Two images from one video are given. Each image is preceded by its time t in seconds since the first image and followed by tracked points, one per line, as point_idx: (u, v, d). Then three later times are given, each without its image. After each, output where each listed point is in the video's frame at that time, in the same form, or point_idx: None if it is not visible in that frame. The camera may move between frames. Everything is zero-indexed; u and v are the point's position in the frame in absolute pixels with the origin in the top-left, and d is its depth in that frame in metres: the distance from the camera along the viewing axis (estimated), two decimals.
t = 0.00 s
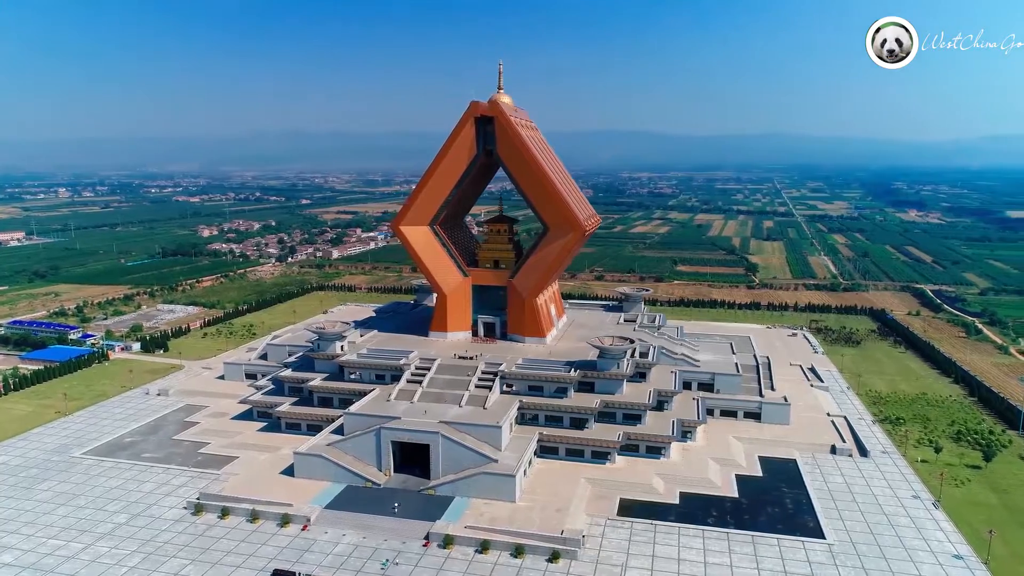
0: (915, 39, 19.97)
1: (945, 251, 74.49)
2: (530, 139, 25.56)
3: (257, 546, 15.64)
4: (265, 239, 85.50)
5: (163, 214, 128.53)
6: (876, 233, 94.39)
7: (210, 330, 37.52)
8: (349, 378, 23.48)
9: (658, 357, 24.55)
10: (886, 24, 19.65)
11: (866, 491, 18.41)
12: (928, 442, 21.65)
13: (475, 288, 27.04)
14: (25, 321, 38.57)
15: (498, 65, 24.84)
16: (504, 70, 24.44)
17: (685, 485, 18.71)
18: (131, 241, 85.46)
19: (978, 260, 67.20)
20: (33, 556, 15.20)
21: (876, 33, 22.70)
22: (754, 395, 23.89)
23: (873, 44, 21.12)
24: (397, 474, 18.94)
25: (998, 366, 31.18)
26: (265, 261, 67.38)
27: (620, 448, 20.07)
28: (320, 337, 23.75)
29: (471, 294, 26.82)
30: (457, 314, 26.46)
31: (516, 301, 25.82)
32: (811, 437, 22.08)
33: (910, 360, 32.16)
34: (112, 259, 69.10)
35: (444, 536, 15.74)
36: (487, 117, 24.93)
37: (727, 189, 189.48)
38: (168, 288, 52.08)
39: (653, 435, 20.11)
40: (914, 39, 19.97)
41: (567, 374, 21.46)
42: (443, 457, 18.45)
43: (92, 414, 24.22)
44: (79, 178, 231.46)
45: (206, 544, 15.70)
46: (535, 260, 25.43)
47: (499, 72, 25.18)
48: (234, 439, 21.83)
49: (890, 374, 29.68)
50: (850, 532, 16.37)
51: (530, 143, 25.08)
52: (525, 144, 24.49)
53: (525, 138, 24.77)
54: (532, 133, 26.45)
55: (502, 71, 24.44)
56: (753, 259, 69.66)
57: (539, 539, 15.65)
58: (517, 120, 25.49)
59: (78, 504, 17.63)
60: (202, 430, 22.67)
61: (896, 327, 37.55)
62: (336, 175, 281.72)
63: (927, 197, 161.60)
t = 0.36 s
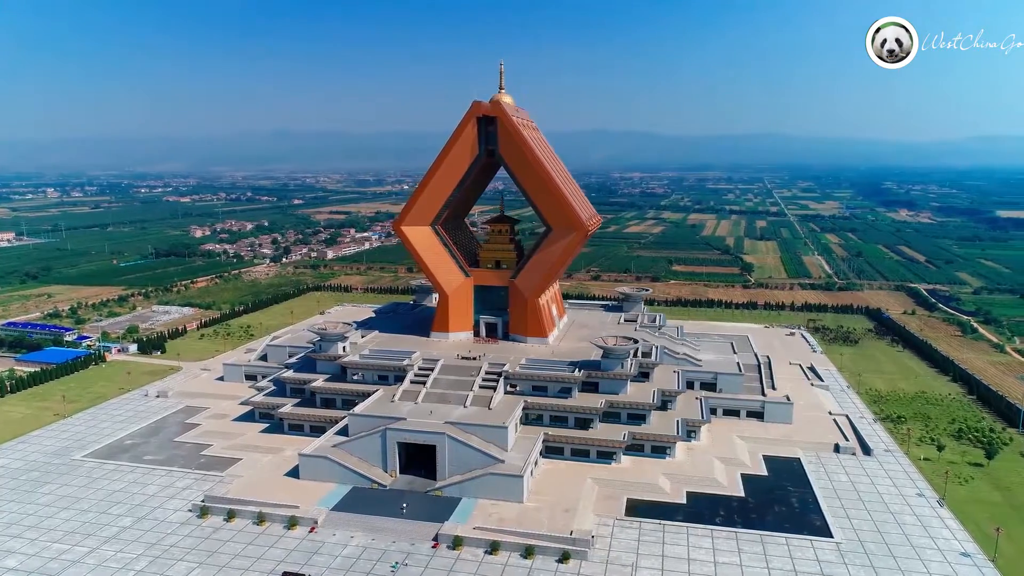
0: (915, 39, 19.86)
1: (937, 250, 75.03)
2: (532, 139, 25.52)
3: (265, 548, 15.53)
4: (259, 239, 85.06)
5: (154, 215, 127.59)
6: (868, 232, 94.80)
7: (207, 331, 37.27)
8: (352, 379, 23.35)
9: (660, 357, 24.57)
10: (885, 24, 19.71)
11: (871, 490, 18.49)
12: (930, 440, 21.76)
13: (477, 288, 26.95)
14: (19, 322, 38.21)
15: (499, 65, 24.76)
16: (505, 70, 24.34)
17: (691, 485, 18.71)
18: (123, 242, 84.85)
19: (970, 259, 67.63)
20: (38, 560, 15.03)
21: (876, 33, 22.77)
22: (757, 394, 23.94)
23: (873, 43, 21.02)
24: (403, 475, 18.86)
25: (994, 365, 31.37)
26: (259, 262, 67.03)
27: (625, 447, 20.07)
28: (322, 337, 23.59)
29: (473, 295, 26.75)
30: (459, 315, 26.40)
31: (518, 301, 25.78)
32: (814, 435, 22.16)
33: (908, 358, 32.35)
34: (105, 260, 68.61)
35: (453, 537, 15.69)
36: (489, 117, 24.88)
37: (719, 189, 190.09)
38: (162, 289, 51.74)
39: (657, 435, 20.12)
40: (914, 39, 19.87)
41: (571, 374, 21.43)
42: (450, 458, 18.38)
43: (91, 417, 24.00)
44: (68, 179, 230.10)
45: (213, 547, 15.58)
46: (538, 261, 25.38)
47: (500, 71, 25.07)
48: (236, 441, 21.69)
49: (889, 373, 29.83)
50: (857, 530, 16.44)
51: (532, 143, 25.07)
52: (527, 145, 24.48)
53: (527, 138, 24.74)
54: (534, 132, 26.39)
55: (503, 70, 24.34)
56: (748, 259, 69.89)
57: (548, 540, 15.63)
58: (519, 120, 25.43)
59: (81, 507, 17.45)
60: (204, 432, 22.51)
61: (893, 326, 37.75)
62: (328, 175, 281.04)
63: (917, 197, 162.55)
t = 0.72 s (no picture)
0: (915, 39, 19.96)
1: (929, 249, 75.61)
2: (534, 139, 25.49)
3: (273, 551, 15.43)
4: (252, 240, 84.55)
5: (144, 215, 126.66)
6: (860, 232, 95.36)
7: (204, 332, 37.04)
8: (354, 380, 23.25)
9: (663, 357, 24.60)
10: (885, 23, 19.83)
11: (876, 489, 18.58)
12: (932, 439, 21.88)
13: (478, 288, 26.90)
14: (12, 324, 37.85)
15: (500, 64, 24.68)
16: (506, 70, 24.27)
17: (697, 484, 18.74)
18: (114, 242, 84.23)
19: (962, 259, 68.09)
20: (42, 565, 14.86)
21: (876, 33, 22.91)
22: (759, 393, 24.02)
23: (874, 44, 21.10)
24: (409, 477, 18.78)
25: (991, 364, 31.59)
26: (253, 263, 66.68)
27: (630, 448, 20.06)
28: (324, 338, 23.46)
29: (474, 295, 26.70)
30: (460, 315, 26.36)
31: (520, 301, 25.74)
32: (817, 434, 22.25)
33: (905, 357, 32.54)
34: (97, 261, 68.08)
35: (462, 538, 15.64)
36: (490, 118, 24.83)
37: (711, 189, 190.75)
38: (157, 289, 51.36)
39: (662, 434, 20.12)
40: (914, 39, 19.96)
41: (576, 374, 21.42)
42: (456, 459, 18.32)
43: (90, 419, 23.78)
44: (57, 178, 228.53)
45: (220, 550, 15.46)
46: (540, 261, 25.37)
47: (501, 71, 24.99)
48: (239, 443, 21.55)
49: (888, 371, 29.98)
50: (864, 529, 16.52)
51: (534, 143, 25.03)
52: (529, 145, 24.44)
53: (529, 138, 24.69)
54: (535, 132, 26.33)
55: (505, 70, 24.28)
56: (742, 258, 70.13)
57: (558, 541, 15.59)
58: (521, 120, 25.36)
59: (84, 510, 17.28)
60: (205, 434, 22.34)
61: (890, 326, 37.98)
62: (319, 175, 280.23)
63: (907, 197, 163.58)
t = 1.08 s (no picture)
0: (914, 39, 20.04)
1: (921, 249, 76.07)
2: (536, 139, 25.48)
3: (281, 553, 15.34)
4: (246, 240, 84.13)
5: (136, 215, 125.85)
6: (854, 232, 95.84)
7: (201, 333, 36.82)
8: (357, 381, 23.16)
9: (666, 357, 24.63)
10: (885, 23, 19.95)
11: (881, 487, 18.67)
12: (934, 437, 21.99)
13: (480, 289, 26.86)
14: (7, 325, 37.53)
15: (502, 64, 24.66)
16: (508, 70, 24.26)
17: (702, 484, 18.77)
18: (107, 242, 83.71)
19: (955, 258, 68.52)
20: (48, 569, 14.72)
21: (876, 32, 23.04)
22: (761, 393, 24.08)
23: (874, 44, 21.17)
24: (415, 477, 18.72)
25: (988, 362, 31.81)
26: (248, 263, 66.35)
27: (635, 447, 20.06)
28: (326, 339, 23.34)
29: (476, 295, 26.65)
30: (462, 315, 26.30)
31: (523, 301, 25.70)
32: (820, 433, 22.33)
33: (903, 356, 32.71)
34: (90, 261, 67.60)
35: (471, 539, 15.60)
36: (493, 117, 24.77)
37: (704, 189, 191.21)
38: (152, 290, 51.01)
39: (667, 434, 20.14)
40: (914, 40, 20.04)
41: (580, 374, 21.42)
42: (462, 459, 18.26)
43: (90, 421, 23.59)
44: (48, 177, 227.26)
45: (228, 552, 15.36)
46: (542, 261, 25.33)
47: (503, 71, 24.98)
48: (242, 444, 21.43)
49: (887, 370, 30.14)
50: (871, 527, 16.59)
51: (536, 143, 24.99)
52: (531, 144, 24.43)
53: (531, 138, 24.67)
54: (537, 132, 26.33)
55: (506, 70, 24.27)
56: (737, 258, 70.35)
57: (567, 541, 15.57)
58: (523, 120, 25.36)
59: (88, 513, 17.13)
60: (207, 435, 22.20)
61: (887, 325, 38.17)
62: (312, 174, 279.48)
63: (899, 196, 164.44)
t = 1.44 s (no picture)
0: (915, 39, 20.06)
1: (914, 248, 76.55)
2: (538, 138, 25.46)
3: (290, 555, 15.25)
4: (240, 241, 83.72)
5: (127, 215, 124.95)
6: (846, 231, 96.38)
7: (199, 334, 36.61)
8: (360, 382, 23.07)
9: (669, 356, 24.66)
10: (886, 23, 20.05)
11: (886, 486, 18.76)
12: (936, 436, 22.12)
13: (481, 289, 26.82)
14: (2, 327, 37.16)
15: (504, 64, 24.64)
16: (510, 69, 24.23)
17: (709, 483, 18.81)
18: (99, 243, 83.14)
19: (947, 257, 68.98)
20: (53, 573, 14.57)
21: (877, 33, 23.13)
22: (763, 392, 24.16)
23: (875, 43, 21.23)
24: (421, 478, 18.64)
25: (984, 361, 32.08)
26: (243, 263, 66.05)
27: (641, 447, 20.06)
28: (328, 340, 23.21)
29: (478, 295, 26.59)
30: (464, 315, 26.23)
31: (525, 301, 25.67)
32: (823, 432, 22.41)
33: (901, 355, 32.92)
34: (82, 262, 67.06)
35: (481, 540, 15.55)
36: (495, 117, 24.76)
37: (696, 189, 191.77)
38: (146, 291, 50.65)
39: (673, 434, 20.15)
40: (914, 39, 20.07)
41: (585, 374, 21.41)
42: (469, 460, 18.20)
43: (90, 423, 23.38)
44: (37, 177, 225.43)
45: (236, 555, 15.25)
46: (545, 260, 25.31)
47: (505, 70, 24.94)
48: (245, 446, 21.29)
49: (885, 369, 30.30)
50: (878, 526, 16.66)
51: (539, 143, 24.99)
52: (534, 144, 24.41)
53: (533, 138, 24.66)
54: (538, 132, 26.31)
55: (509, 70, 24.24)
56: (732, 257, 70.61)
57: (577, 542, 15.55)
58: (525, 120, 25.34)
59: (92, 516, 16.98)
60: (210, 437, 22.05)
61: (884, 323, 38.42)
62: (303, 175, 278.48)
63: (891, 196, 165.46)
